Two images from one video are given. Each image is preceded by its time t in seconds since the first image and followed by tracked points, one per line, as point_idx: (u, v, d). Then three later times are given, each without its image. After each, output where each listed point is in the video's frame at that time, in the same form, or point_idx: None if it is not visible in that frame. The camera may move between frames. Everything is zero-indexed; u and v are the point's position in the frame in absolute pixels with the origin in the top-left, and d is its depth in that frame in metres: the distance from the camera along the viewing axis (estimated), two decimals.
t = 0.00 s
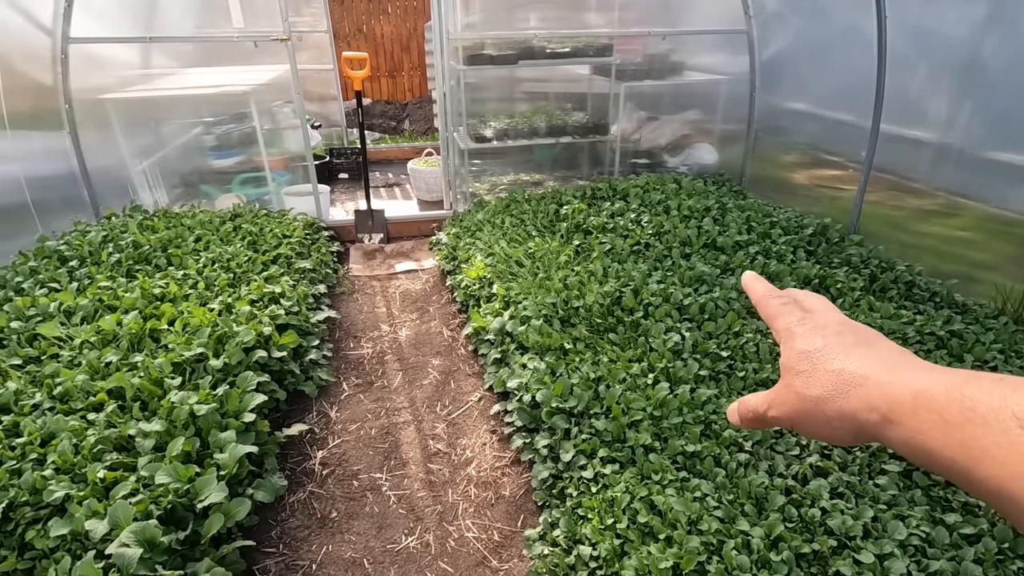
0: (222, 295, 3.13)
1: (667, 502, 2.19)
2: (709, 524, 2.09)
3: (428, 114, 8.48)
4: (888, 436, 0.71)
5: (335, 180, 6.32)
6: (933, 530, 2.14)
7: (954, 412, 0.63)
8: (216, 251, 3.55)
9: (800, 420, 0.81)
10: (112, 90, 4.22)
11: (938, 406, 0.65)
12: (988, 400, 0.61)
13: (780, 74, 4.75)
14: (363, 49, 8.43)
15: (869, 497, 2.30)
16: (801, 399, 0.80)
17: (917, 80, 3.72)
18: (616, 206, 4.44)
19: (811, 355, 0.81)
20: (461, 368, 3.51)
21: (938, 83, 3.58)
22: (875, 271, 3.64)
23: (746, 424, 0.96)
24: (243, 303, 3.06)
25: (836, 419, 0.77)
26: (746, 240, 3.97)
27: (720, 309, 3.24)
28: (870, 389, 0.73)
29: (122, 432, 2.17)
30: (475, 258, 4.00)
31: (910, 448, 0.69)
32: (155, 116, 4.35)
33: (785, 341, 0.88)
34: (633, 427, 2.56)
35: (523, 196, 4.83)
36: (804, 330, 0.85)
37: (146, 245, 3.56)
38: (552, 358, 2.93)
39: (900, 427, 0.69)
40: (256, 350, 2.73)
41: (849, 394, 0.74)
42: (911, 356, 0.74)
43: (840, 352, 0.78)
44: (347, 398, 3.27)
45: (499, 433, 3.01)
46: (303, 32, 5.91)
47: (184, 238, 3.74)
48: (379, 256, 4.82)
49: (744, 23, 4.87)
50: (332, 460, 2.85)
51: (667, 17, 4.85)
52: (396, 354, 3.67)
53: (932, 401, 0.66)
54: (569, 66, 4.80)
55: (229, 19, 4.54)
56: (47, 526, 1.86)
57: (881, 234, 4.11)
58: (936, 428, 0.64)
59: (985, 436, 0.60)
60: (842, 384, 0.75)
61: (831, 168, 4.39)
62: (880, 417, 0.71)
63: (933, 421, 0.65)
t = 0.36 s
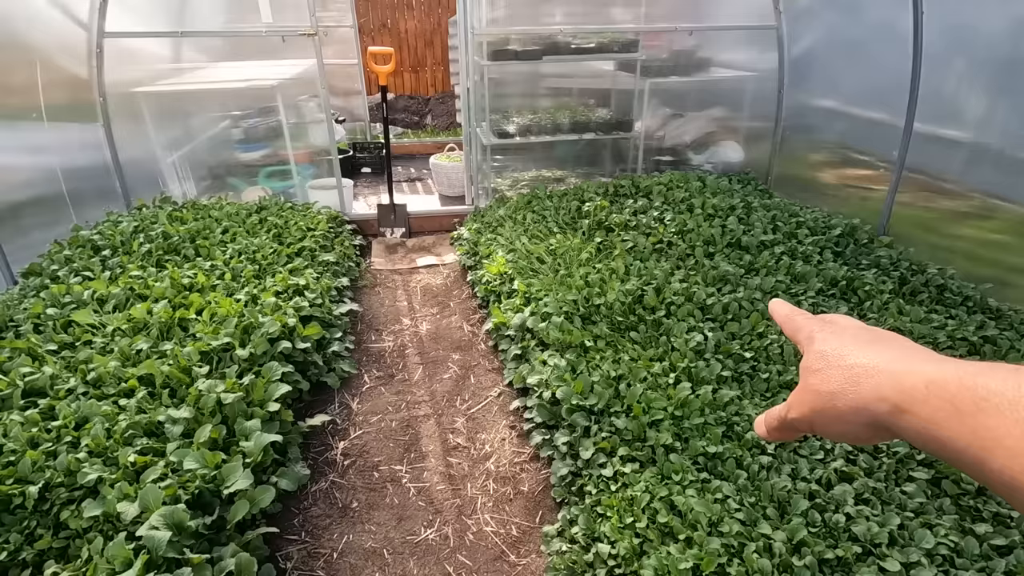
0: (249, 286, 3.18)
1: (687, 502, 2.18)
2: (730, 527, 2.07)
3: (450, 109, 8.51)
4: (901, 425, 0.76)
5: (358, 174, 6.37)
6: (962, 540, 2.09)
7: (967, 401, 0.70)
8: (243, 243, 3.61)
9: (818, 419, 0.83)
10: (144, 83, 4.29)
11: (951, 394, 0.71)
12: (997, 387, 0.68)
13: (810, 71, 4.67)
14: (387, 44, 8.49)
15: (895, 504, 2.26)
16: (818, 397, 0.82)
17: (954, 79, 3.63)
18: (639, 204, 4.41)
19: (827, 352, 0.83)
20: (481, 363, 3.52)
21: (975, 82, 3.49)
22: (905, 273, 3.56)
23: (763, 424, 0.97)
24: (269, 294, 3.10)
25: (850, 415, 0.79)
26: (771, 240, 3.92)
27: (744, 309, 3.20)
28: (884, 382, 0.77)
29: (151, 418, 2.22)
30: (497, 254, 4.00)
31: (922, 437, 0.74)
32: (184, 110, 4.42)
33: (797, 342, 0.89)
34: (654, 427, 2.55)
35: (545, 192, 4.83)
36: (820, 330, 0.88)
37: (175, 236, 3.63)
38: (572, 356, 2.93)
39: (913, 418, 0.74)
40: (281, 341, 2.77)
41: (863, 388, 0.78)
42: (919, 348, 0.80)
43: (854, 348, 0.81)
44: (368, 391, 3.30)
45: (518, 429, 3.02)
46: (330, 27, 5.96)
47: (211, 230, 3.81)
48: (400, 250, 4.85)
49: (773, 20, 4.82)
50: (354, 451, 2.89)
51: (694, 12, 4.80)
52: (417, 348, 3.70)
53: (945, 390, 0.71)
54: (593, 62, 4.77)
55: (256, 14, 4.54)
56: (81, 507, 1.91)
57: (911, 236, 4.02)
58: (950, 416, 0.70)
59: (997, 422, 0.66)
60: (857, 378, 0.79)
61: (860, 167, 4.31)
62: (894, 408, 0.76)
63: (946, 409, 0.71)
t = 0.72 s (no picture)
0: (278, 276, 3.23)
1: (712, 504, 2.16)
2: (757, 530, 2.05)
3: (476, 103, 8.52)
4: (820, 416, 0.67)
5: (384, 168, 6.42)
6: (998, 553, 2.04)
7: (890, 400, 0.60)
8: (272, 234, 3.66)
9: (732, 421, 0.74)
10: (179, 76, 4.43)
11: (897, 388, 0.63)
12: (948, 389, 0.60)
13: (847, 67, 4.56)
14: (414, 38, 8.52)
15: (928, 514, 2.21)
16: (733, 398, 0.73)
17: (999, 76, 3.52)
18: (666, 201, 4.37)
19: (743, 348, 0.74)
20: (504, 358, 3.53)
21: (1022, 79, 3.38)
22: (942, 277, 3.47)
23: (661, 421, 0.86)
24: (297, 285, 3.14)
25: (768, 417, 0.71)
26: (802, 240, 3.85)
27: (773, 310, 3.13)
28: (802, 380, 0.68)
29: (184, 403, 2.27)
30: (522, 249, 3.99)
31: (844, 440, 0.65)
32: (217, 102, 4.51)
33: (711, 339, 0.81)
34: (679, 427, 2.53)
35: (571, 188, 4.81)
36: (732, 324, 0.79)
37: (207, 226, 3.71)
38: (597, 354, 2.91)
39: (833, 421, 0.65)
40: (309, 331, 2.81)
41: (786, 385, 0.70)
42: (841, 342, 0.72)
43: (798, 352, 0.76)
44: (392, 383, 3.34)
45: (541, 425, 3.02)
46: (359, 21, 5.99)
47: (242, 221, 3.87)
48: (425, 243, 4.88)
49: (809, 14, 4.71)
50: (378, 441, 2.92)
51: (726, 6, 4.73)
52: (440, 341, 3.72)
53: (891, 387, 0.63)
54: (622, 57, 4.73)
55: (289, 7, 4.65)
56: (118, 488, 1.97)
57: (949, 238, 3.91)
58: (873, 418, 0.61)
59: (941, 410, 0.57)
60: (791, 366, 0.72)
61: (896, 167, 4.21)
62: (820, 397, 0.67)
63: (869, 411, 0.61)
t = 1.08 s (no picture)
0: (308, 268, 3.26)
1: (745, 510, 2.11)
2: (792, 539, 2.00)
3: (502, 98, 8.52)
4: (560, 464, 0.71)
5: (410, 162, 6.45)
6: None
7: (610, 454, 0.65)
8: (302, 227, 3.70)
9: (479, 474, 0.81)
10: (214, 69, 4.48)
11: (620, 426, 0.64)
12: (663, 418, 0.61)
13: (888, 63, 4.45)
14: (442, 32, 8.53)
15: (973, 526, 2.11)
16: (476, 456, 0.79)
17: None
18: (696, 199, 4.31)
19: (466, 403, 0.79)
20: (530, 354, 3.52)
21: None
22: (986, 282, 3.35)
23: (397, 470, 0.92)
24: (326, 277, 3.17)
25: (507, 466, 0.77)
26: (837, 241, 3.76)
27: (807, 312, 3.05)
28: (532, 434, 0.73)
29: (218, 391, 2.31)
30: (549, 245, 3.97)
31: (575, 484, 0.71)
32: (249, 95, 4.57)
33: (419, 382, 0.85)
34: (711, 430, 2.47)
35: (599, 184, 4.78)
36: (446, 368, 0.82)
37: (240, 217, 3.76)
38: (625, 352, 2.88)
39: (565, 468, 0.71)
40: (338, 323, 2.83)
41: (517, 434, 0.75)
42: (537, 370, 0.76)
43: (520, 368, 0.78)
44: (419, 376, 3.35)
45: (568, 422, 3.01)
46: (389, 15, 6.01)
47: (273, 212, 3.92)
48: (451, 238, 4.89)
49: (849, 8, 4.60)
50: (405, 434, 2.93)
51: None
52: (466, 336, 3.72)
53: (614, 419, 0.65)
54: (653, 52, 4.67)
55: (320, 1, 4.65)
56: (154, 472, 2.01)
57: (992, 241, 3.78)
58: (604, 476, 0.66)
59: (670, 465, 0.59)
60: (521, 406, 0.74)
61: (937, 167, 4.09)
62: (556, 447, 0.70)
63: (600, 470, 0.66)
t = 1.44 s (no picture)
0: (331, 261, 3.28)
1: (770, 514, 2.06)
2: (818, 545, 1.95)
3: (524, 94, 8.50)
4: (535, 493, 0.65)
5: (432, 157, 6.47)
6: None
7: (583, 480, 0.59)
8: (326, 220, 3.73)
9: (460, 511, 0.79)
10: (242, 63, 4.54)
11: (590, 450, 0.59)
12: (637, 438, 0.56)
13: (924, 59, 4.33)
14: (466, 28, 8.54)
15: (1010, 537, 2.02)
16: (454, 494, 0.76)
17: None
18: (721, 197, 4.26)
19: (438, 436, 0.76)
20: (550, 351, 3.51)
21: None
22: None
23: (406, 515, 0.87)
24: (350, 270, 3.19)
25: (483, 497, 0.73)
26: (867, 242, 3.69)
27: (836, 314, 3.00)
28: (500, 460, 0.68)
29: (243, 380, 2.34)
30: (571, 242, 3.95)
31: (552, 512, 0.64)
32: (275, 89, 4.61)
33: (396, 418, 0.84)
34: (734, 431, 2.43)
35: (622, 181, 4.74)
36: (422, 401, 0.80)
37: (265, 210, 3.80)
38: (648, 351, 2.85)
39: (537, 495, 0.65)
40: (361, 316, 2.85)
41: (490, 463, 0.69)
42: (508, 392, 0.71)
43: (491, 394, 0.73)
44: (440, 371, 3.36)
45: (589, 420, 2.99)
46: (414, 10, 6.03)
47: (297, 205, 3.95)
48: (472, 233, 4.89)
49: (883, 3, 4.49)
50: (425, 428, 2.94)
51: None
52: (487, 332, 3.72)
53: (586, 443, 0.60)
54: (680, 47, 4.62)
55: None
56: (181, 459, 2.04)
57: None
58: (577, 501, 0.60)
59: (648, 491, 0.54)
60: (492, 433, 0.69)
61: (972, 167, 3.99)
62: (529, 476, 0.64)
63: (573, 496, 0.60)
